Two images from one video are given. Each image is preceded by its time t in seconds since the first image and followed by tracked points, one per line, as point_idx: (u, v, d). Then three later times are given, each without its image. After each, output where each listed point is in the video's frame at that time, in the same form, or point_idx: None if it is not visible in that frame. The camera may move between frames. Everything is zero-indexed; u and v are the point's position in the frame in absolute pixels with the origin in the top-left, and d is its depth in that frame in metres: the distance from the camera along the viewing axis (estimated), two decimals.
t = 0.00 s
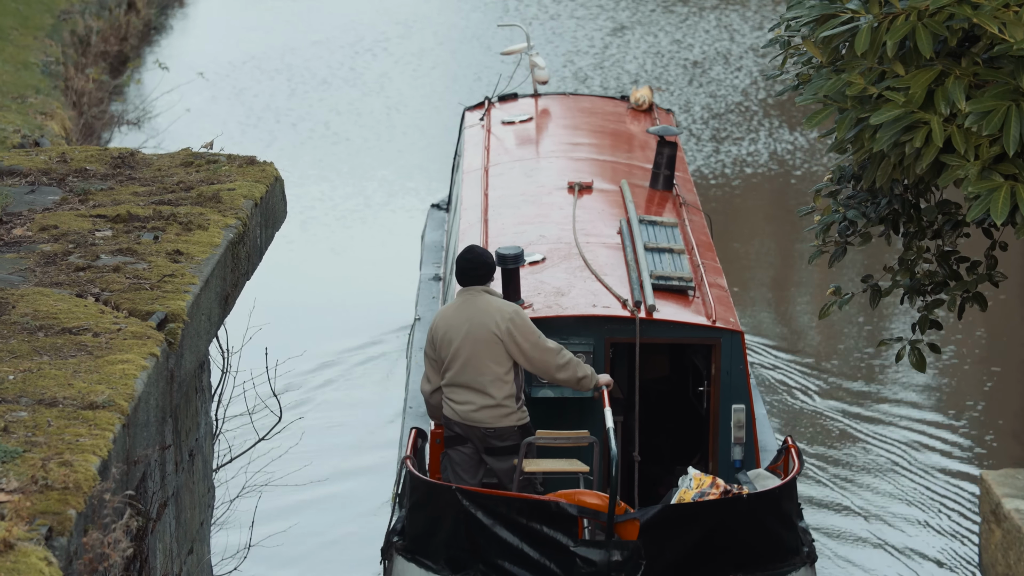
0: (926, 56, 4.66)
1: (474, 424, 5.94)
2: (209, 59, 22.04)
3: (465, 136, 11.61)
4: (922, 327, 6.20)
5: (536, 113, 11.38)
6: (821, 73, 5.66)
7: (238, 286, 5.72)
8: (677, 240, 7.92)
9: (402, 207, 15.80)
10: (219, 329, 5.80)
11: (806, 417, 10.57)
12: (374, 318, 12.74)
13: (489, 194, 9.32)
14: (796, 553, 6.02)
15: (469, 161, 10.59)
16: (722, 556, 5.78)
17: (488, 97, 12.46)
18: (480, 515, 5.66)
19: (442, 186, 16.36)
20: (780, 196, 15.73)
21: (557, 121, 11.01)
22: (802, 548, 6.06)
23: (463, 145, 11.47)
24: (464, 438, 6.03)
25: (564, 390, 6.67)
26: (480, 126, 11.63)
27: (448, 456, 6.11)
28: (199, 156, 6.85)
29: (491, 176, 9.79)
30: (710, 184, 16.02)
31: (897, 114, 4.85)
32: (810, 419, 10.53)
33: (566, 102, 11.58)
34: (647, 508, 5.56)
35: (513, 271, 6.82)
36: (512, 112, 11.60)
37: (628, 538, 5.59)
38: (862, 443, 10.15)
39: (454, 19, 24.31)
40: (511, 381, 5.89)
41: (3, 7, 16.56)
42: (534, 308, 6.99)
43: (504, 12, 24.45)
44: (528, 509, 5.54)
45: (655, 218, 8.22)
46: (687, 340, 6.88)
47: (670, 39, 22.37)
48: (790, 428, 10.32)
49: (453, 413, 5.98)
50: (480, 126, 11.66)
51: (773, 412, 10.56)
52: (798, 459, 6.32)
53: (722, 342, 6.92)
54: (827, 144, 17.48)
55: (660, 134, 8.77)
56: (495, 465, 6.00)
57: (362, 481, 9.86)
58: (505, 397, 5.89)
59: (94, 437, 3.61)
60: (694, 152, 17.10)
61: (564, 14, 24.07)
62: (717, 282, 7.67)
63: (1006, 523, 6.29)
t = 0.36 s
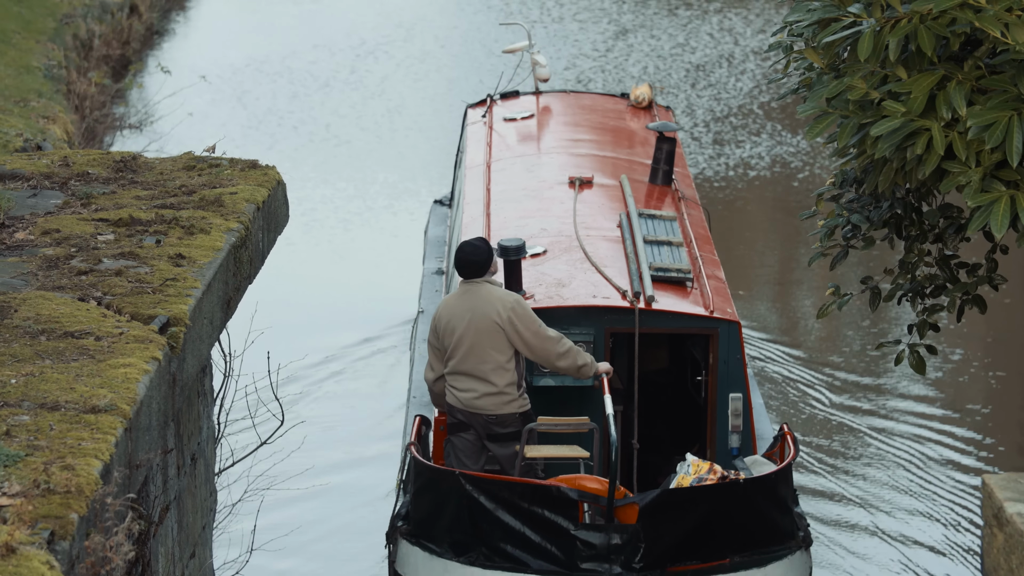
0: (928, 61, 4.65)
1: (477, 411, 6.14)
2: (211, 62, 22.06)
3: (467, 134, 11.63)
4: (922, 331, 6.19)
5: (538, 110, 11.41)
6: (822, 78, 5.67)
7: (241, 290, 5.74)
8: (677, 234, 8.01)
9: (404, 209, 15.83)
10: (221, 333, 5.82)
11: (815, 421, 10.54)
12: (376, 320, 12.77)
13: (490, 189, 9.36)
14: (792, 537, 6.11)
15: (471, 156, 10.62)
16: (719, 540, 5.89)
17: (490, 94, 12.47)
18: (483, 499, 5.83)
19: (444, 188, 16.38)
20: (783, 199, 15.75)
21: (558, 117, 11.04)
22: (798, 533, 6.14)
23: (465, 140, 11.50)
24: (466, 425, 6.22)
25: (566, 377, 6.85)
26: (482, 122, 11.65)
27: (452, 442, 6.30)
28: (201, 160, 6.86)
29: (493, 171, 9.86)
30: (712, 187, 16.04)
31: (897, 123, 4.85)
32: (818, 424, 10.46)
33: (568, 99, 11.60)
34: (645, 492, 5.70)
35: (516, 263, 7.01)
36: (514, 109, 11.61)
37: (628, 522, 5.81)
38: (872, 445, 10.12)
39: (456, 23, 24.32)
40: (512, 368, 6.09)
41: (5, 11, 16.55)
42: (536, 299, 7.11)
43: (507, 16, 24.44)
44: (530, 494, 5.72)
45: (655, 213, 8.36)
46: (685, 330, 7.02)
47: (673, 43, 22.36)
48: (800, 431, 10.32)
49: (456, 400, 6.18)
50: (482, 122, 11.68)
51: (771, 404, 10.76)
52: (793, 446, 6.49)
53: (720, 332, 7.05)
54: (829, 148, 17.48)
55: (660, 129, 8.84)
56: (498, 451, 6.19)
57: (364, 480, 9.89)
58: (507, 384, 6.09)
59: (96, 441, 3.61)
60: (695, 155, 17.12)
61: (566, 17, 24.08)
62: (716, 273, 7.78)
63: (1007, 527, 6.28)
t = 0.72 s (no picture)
0: (930, 66, 4.65)
1: (479, 401, 6.15)
2: (214, 68, 22.09)
3: (469, 133, 11.65)
4: (920, 336, 6.19)
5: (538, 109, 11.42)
6: (823, 85, 5.68)
7: (241, 296, 5.74)
8: (675, 228, 8.08)
9: (406, 214, 15.87)
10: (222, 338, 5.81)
11: (827, 428, 10.48)
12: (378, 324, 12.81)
13: (491, 188, 9.38)
14: (788, 524, 6.15)
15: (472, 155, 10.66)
16: (715, 527, 5.91)
17: (492, 94, 12.47)
18: (485, 486, 5.85)
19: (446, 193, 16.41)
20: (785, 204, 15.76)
21: (558, 117, 11.05)
22: (794, 520, 6.19)
23: (467, 140, 11.52)
24: (469, 414, 6.23)
25: (566, 369, 6.96)
26: (483, 122, 11.68)
27: (454, 432, 6.37)
28: (202, 166, 6.86)
29: (494, 168, 9.91)
30: (714, 192, 16.06)
31: (899, 125, 4.84)
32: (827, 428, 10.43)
33: (568, 98, 11.62)
34: (643, 479, 5.72)
35: (516, 258, 7.02)
36: (515, 108, 11.61)
37: (625, 508, 5.80)
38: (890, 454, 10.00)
39: (457, 28, 24.37)
40: (514, 358, 6.10)
41: (7, 17, 16.57)
42: (536, 292, 7.19)
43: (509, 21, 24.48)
44: (531, 480, 5.73)
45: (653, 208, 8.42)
46: (683, 323, 7.10)
47: (675, 49, 22.40)
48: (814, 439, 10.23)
49: (459, 390, 6.18)
50: (484, 121, 11.71)
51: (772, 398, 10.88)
52: (790, 434, 6.46)
53: (717, 325, 7.17)
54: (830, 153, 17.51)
55: (660, 127, 8.91)
56: (499, 440, 6.20)
57: (365, 483, 9.91)
58: (509, 373, 6.10)
59: (98, 447, 3.61)
60: (696, 159, 17.16)
61: (568, 23, 24.12)
62: (712, 269, 7.86)
63: (1009, 533, 6.28)
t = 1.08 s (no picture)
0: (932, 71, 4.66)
1: (482, 393, 6.28)
2: (216, 74, 22.10)
3: (471, 132, 11.70)
4: (921, 343, 6.18)
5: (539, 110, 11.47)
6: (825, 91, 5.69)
7: (244, 303, 5.74)
8: (673, 225, 8.23)
9: (407, 220, 15.90)
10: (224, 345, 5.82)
11: (831, 430, 10.64)
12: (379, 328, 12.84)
13: (492, 189, 9.43)
14: (783, 513, 6.22)
15: (473, 154, 10.70)
16: (712, 514, 5.97)
17: (494, 94, 12.49)
18: (487, 475, 5.92)
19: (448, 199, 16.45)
20: (786, 209, 15.79)
21: (559, 117, 11.10)
22: (789, 509, 6.24)
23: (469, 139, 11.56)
24: (471, 405, 6.36)
25: (566, 361, 7.05)
26: (485, 122, 11.72)
27: (456, 422, 6.41)
28: (204, 173, 6.87)
29: (496, 168, 9.96)
30: (715, 198, 16.08)
31: (902, 132, 4.85)
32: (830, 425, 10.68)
33: (569, 98, 11.65)
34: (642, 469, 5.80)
35: (518, 253, 7.10)
36: (517, 109, 11.65)
37: (624, 496, 5.86)
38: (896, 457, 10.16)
39: (458, 35, 24.39)
40: (515, 350, 6.24)
41: (9, 23, 16.57)
42: (537, 286, 7.29)
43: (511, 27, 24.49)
44: (532, 469, 5.80)
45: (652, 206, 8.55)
46: (682, 317, 7.23)
47: (677, 55, 22.42)
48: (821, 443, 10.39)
49: (461, 380, 6.32)
50: (486, 122, 11.74)
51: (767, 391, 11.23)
52: (785, 424, 6.52)
53: (713, 319, 7.28)
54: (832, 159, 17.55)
55: (659, 127, 8.98)
56: (501, 430, 6.31)
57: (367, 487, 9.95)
58: (510, 365, 6.23)
59: (99, 454, 3.61)
60: (697, 165, 17.19)
61: (570, 29, 24.14)
62: (710, 265, 7.97)
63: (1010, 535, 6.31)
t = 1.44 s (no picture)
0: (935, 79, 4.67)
1: (484, 384, 6.32)
2: (219, 80, 22.14)
3: (474, 132, 11.71)
4: (932, 350, 6.18)
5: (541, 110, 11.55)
6: (828, 97, 5.70)
7: (246, 309, 5.74)
8: (673, 222, 8.30)
9: (409, 225, 15.94)
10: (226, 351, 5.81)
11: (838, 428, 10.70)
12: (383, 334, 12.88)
13: (494, 187, 9.45)
14: (782, 501, 6.26)
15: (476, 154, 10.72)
16: (710, 502, 6.02)
17: (497, 95, 12.50)
18: (490, 463, 5.95)
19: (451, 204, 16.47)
20: (788, 213, 15.82)
21: (561, 117, 11.19)
22: (785, 498, 6.28)
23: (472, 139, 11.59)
24: (475, 396, 6.39)
25: (568, 354, 7.14)
26: (487, 122, 11.74)
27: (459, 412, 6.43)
28: (206, 179, 6.87)
29: (497, 166, 10.00)
30: (717, 203, 16.11)
31: (905, 138, 4.85)
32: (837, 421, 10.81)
33: (570, 98, 11.69)
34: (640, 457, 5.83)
35: (520, 249, 7.05)
36: (519, 109, 11.69)
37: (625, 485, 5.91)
38: (899, 455, 10.21)
39: (461, 41, 24.41)
40: (519, 342, 6.28)
41: (12, 29, 16.61)
42: (539, 281, 7.36)
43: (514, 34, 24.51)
44: (534, 458, 5.84)
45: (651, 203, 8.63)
46: (681, 310, 7.27)
47: (680, 61, 22.44)
48: (823, 440, 10.45)
49: (465, 372, 6.36)
50: (488, 122, 11.76)
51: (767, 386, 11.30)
52: (781, 416, 6.75)
53: (712, 312, 7.34)
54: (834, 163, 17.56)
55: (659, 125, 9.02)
56: (504, 420, 6.34)
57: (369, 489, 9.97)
58: (513, 357, 6.27)
59: (103, 460, 3.61)
60: (700, 170, 17.20)
61: (573, 35, 24.15)
62: (709, 259, 8.04)
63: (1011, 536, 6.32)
